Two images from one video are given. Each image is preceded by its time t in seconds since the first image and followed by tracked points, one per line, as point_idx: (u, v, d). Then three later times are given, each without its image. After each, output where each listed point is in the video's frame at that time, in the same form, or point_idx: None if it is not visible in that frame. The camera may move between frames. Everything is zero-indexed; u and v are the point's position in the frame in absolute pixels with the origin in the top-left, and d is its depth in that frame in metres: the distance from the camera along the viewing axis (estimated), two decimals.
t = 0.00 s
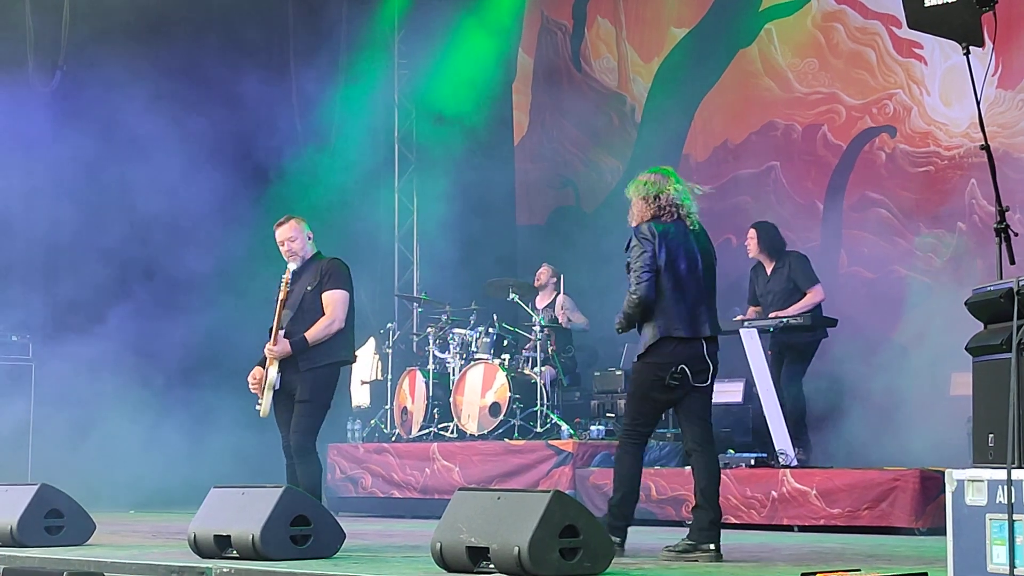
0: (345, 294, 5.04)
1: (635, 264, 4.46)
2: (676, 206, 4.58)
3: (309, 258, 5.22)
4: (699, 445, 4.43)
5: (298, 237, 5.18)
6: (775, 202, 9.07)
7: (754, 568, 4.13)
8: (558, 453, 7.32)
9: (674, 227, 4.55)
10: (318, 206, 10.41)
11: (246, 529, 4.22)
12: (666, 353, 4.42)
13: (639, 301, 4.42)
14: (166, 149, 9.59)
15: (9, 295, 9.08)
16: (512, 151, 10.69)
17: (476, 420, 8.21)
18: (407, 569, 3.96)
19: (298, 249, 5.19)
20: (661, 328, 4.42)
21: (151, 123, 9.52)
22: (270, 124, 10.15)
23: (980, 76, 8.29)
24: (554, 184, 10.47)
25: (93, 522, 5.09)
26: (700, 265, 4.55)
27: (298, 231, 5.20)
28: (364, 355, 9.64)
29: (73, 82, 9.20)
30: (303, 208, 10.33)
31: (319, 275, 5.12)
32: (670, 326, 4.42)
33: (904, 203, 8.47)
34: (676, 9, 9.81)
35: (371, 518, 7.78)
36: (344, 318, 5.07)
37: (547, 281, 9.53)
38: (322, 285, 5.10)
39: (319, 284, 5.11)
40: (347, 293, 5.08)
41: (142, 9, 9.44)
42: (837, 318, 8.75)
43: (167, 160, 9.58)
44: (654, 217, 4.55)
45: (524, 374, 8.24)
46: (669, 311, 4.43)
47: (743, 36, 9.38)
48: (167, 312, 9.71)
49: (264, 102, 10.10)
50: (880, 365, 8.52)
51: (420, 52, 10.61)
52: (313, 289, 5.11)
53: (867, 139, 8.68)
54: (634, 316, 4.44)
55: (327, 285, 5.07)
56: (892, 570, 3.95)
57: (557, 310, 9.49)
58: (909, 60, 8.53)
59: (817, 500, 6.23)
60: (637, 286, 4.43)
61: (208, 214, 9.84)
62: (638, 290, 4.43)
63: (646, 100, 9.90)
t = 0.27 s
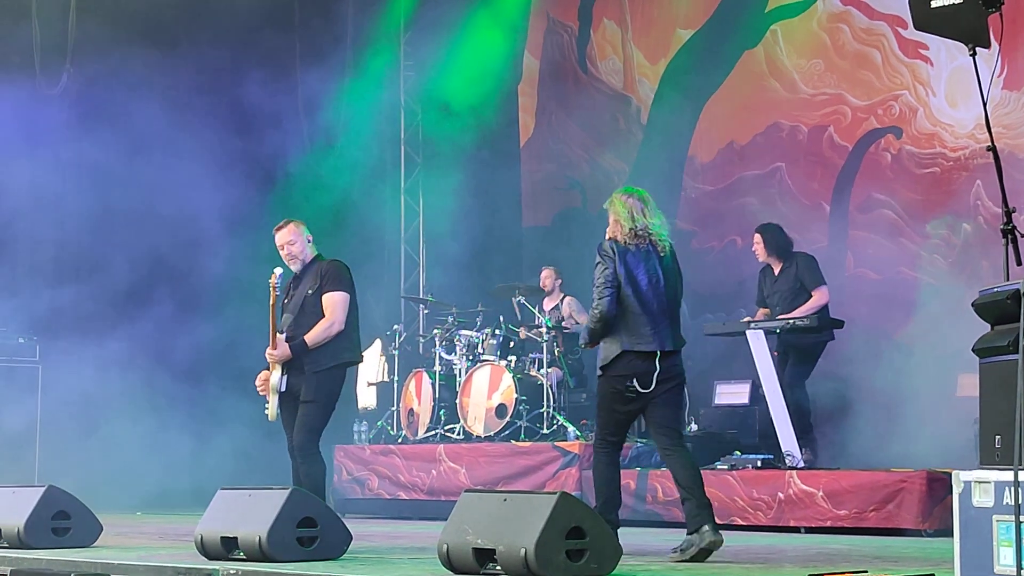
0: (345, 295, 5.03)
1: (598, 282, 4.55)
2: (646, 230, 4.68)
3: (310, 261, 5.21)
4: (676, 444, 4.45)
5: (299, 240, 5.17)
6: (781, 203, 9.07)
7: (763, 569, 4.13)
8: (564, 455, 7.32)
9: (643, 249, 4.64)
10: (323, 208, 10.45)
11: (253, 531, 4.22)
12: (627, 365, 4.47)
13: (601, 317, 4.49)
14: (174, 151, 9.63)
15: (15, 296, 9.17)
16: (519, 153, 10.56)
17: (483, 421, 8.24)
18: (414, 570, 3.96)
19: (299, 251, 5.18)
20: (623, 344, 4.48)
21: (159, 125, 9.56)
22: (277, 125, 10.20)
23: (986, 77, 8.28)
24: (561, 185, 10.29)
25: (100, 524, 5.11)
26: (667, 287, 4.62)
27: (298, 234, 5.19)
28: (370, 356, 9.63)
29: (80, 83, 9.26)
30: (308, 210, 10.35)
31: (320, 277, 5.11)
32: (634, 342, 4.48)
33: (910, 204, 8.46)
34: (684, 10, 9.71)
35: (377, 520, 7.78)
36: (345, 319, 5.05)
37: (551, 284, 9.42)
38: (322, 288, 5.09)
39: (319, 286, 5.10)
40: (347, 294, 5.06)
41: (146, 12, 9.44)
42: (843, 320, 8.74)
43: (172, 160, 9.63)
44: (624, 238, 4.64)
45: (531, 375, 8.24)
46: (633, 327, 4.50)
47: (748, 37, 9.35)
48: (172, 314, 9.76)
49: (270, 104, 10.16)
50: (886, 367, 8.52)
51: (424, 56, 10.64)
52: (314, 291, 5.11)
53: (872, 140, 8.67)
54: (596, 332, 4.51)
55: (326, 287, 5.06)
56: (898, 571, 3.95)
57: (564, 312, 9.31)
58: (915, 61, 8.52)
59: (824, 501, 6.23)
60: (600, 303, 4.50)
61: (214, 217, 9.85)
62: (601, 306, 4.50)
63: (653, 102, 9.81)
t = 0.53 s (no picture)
0: (349, 297, 5.01)
1: (565, 268, 4.76)
2: (624, 218, 4.87)
3: (316, 264, 5.21)
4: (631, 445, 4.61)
5: (304, 244, 5.17)
6: (789, 205, 9.06)
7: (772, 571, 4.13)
8: (571, 457, 7.34)
9: (619, 237, 4.84)
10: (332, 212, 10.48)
11: (261, 533, 4.23)
12: (594, 355, 4.64)
13: (563, 301, 4.73)
14: (183, 154, 9.72)
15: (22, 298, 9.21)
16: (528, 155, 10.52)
17: (491, 423, 8.22)
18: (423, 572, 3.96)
19: (305, 255, 5.19)
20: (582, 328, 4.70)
21: (168, 128, 9.63)
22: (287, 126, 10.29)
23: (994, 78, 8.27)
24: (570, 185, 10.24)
25: (108, 527, 5.12)
26: (639, 274, 4.81)
27: (303, 238, 5.19)
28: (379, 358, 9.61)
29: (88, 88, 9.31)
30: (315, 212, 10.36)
31: (323, 279, 5.10)
32: (593, 328, 4.68)
33: (918, 205, 8.46)
34: (690, 11, 9.69)
35: (385, 522, 7.78)
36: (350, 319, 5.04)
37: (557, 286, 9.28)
38: (326, 290, 5.09)
39: (324, 289, 5.10)
40: (352, 295, 5.05)
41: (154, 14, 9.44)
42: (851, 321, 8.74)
43: (182, 159, 9.72)
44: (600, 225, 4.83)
45: (538, 378, 8.22)
46: (595, 313, 4.70)
47: (756, 38, 9.33)
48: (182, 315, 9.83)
49: (278, 103, 10.25)
50: (894, 368, 8.51)
51: (433, 59, 10.59)
52: (318, 294, 5.10)
53: (880, 141, 8.66)
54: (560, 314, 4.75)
55: (330, 289, 5.05)
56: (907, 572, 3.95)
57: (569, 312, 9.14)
58: (923, 63, 8.51)
59: (832, 503, 6.23)
60: (564, 287, 4.73)
61: (220, 217, 9.94)
62: (563, 290, 4.73)
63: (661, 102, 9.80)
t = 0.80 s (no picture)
0: (354, 294, 5.00)
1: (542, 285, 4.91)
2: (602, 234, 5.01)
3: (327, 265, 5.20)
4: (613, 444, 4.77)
5: (315, 243, 5.16)
6: (798, 207, 9.05)
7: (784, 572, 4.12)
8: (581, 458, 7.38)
9: (598, 251, 4.97)
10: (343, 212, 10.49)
11: (271, 535, 4.23)
12: (570, 372, 4.80)
13: (540, 318, 4.89)
14: (196, 155, 9.85)
15: (27, 298, 9.41)
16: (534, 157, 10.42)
17: (500, 425, 8.22)
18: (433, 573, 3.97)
19: (316, 255, 5.18)
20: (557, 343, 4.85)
21: (179, 130, 9.78)
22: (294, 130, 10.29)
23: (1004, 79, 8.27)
24: (578, 189, 10.18)
25: (119, 529, 5.10)
26: (617, 288, 4.94)
27: (315, 238, 5.18)
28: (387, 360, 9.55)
29: (99, 93, 9.53)
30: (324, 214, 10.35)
31: (331, 279, 5.10)
32: (568, 344, 4.83)
33: (928, 207, 8.45)
34: (698, 12, 9.69)
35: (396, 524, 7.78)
36: (354, 319, 5.02)
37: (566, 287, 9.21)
38: (333, 289, 5.07)
39: (331, 288, 5.08)
40: (358, 295, 5.03)
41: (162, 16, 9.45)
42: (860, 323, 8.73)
43: (193, 162, 9.83)
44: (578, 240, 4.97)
45: (548, 379, 8.29)
46: (569, 329, 4.85)
47: (765, 40, 9.32)
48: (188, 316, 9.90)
49: (288, 104, 10.28)
50: (903, 369, 8.50)
51: (444, 60, 10.59)
52: (326, 294, 5.09)
53: (889, 142, 8.65)
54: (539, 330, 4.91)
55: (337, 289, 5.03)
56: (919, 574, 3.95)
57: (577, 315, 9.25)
58: (932, 64, 8.50)
59: (843, 505, 6.22)
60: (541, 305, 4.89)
61: (229, 218, 9.99)
62: (540, 307, 4.88)
63: (670, 104, 9.78)
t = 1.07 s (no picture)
0: (364, 296, 4.99)
1: (529, 296, 5.27)
2: (585, 246, 5.36)
3: (338, 266, 5.19)
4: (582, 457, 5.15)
5: (327, 245, 5.16)
6: (808, 208, 9.04)
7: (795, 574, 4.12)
8: (592, 460, 7.33)
9: (581, 263, 5.34)
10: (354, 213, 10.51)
11: (282, 536, 4.23)
12: (551, 376, 5.17)
13: (528, 327, 5.25)
14: (215, 158, 9.90)
15: (42, 302, 9.37)
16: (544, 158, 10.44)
17: (511, 427, 8.19)
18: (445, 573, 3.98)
19: (328, 256, 5.18)
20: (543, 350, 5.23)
21: (198, 133, 9.81)
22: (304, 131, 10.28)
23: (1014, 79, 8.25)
24: (588, 189, 10.21)
25: (129, 530, 5.10)
26: (597, 298, 5.32)
27: (328, 239, 5.18)
28: (396, 362, 9.48)
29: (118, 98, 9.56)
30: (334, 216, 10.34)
31: (344, 281, 5.09)
32: (551, 352, 5.20)
33: (937, 208, 8.43)
34: (708, 14, 9.69)
35: (406, 525, 7.78)
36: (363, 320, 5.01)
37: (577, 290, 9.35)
38: (344, 290, 5.06)
39: (341, 289, 5.07)
40: (368, 297, 5.02)
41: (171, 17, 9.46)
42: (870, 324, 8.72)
43: (203, 163, 9.85)
44: (563, 252, 5.32)
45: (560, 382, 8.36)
46: (553, 338, 5.22)
47: (775, 41, 9.31)
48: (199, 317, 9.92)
49: (298, 104, 10.26)
50: (913, 371, 8.49)
51: (456, 61, 10.67)
52: (336, 294, 5.08)
53: (899, 144, 8.64)
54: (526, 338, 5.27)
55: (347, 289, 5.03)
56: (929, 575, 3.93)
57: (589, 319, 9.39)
58: (942, 64, 8.49)
59: (853, 507, 6.22)
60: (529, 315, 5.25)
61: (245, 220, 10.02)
62: (529, 318, 5.24)
63: (680, 105, 9.78)
